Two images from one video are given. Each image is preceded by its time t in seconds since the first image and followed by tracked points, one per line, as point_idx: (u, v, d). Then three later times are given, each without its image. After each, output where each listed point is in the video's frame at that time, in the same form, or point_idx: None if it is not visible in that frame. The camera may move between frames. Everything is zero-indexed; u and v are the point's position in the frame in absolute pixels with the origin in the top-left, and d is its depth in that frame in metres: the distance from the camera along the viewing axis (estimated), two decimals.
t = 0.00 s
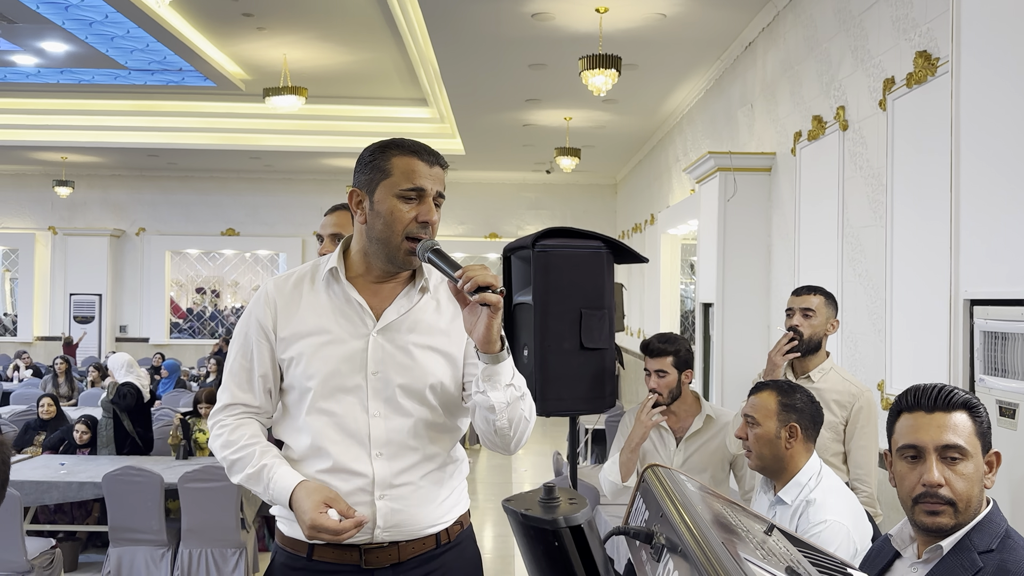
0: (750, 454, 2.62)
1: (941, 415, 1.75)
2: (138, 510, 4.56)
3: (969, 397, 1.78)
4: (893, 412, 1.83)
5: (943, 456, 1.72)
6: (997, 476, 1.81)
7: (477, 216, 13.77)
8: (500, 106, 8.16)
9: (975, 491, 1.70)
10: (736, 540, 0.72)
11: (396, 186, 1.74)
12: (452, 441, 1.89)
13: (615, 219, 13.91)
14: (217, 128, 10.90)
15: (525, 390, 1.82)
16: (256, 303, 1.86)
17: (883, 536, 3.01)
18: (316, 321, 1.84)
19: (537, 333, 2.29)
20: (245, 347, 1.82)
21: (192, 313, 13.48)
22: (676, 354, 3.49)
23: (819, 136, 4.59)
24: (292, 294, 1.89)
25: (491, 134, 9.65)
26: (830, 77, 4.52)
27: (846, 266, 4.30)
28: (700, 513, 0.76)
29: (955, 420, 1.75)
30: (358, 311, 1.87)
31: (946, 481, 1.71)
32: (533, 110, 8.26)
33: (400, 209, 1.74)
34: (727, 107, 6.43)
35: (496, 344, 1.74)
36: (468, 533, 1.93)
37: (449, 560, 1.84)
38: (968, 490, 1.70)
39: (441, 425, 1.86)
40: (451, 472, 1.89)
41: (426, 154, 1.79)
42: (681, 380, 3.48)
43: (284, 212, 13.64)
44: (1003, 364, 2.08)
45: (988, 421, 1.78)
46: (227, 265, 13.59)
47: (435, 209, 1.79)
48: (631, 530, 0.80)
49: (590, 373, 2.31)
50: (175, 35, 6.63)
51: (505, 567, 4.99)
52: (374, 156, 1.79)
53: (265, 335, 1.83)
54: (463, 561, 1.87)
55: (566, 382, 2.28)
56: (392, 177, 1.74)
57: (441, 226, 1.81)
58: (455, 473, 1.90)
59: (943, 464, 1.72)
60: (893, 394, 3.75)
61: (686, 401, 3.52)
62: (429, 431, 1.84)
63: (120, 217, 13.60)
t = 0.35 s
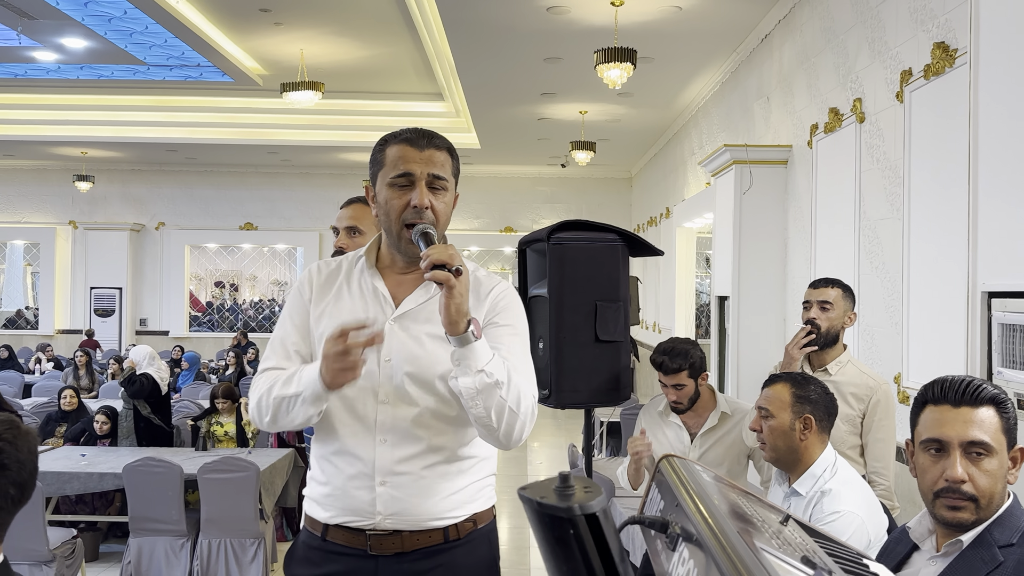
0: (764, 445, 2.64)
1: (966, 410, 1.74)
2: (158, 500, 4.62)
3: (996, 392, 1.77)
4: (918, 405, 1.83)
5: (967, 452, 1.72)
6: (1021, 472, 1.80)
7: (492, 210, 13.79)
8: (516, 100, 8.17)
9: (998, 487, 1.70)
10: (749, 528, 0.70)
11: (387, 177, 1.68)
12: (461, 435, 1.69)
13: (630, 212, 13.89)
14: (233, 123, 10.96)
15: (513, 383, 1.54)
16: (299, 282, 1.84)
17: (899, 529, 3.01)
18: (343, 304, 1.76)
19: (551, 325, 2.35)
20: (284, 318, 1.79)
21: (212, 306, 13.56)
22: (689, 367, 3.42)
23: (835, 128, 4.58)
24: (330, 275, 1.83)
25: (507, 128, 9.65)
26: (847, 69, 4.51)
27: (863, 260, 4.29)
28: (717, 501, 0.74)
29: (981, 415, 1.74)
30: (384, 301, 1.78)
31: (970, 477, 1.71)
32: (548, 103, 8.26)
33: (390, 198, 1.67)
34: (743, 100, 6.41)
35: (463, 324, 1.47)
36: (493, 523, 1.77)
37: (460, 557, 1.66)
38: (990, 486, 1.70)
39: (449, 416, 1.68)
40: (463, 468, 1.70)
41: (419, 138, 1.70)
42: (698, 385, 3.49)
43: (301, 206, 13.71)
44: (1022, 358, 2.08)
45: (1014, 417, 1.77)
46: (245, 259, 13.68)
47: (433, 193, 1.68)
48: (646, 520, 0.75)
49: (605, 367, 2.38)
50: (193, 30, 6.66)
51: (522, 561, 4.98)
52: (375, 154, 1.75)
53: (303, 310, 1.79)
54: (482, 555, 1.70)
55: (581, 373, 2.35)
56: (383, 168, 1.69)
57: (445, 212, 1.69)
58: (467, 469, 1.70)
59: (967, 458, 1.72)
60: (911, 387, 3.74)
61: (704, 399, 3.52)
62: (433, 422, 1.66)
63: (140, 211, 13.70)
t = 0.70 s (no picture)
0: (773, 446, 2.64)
1: (960, 403, 1.75)
2: (171, 495, 4.64)
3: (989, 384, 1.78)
4: (913, 402, 1.84)
5: (962, 444, 1.73)
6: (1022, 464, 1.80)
7: (503, 207, 13.82)
8: (526, 97, 8.18)
9: (996, 479, 1.70)
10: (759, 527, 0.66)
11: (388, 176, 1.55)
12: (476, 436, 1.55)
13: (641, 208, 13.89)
14: (244, 121, 11.01)
15: (489, 379, 1.37)
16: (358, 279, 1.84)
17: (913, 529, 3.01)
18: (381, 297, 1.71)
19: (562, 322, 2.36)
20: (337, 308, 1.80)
21: (224, 301, 13.64)
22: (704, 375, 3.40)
23: (846, 125, 4.59)
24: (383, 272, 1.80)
25: (517, 125, 9.67)
26: (858, 65, 4.51)
27: (875, 257, 4.30)
28: (724, 503, 0.70)
29: (974, 408, 1.75)
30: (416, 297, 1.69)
31: (966, 469, 1.71)
32: (559, 100, 8.27)
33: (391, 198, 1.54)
34: (754, 95, 6.40)
35: (413, 320, 1.35)
36: (512, 531, 1.61)
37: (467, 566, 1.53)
38: (988, 478, 1.70)
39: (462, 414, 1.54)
40: (479, 472, 1.55)
41: (423, 134, 1.54)
42: (713, 388, 3.50)
43: (314, 203, 13.75)
44: None
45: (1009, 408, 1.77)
46: (259, 255, 13.74)
47: (432, 191, 1.50)
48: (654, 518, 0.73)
49: (615, 364, 2.37)
50: (206, 29, 6.69)
51: (536, 556, 5.00)
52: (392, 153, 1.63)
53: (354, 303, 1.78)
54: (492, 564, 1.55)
55: (595, 370, 2.35)
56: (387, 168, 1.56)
57: (450, 211, 1.52)
58: (478, 473, 1.54)
59: (962, 451, 1.72)
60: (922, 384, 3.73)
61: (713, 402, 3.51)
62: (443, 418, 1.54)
63: (153, 208, 13.78)
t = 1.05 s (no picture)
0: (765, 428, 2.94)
1: (929, 389, 1.89)
2: (226, 473, 5.17)
3: (956, 371, 1.91)
4: (890, 392, 1.98)
5: (931, 427, 1.86)
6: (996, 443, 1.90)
7: (523, 212, 14.30)
8: (542, 113, 8.65)
9: (965, 456, 1.82)
10: (758, 501, 0.81)
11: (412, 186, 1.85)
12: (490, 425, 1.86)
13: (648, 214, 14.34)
14: (286, 132, 11.58)
15: (511, 386, 1.54)
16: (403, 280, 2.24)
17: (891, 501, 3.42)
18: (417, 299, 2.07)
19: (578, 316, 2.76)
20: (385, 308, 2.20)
21: (272, 299, 14.27)
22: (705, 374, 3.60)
23: (839, 136, 4.99)
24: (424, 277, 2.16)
25: (538, 138, 10.14)
26: (849, 81, 4.92)
27: (864, 257, 4.70)
28: (727, 479, 0.89)
29: (943, 394, 1.88)
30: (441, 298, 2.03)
31: (935, 448, 1.85)
32: (574, 115, 8.74)
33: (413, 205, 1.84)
34: (753, 109, 6.83)
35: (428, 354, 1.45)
36: (529, 510, 1.93)
37: (486, 537, 1.87)
38: (958, 456, 1.83)
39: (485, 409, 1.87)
40: (496, 457, 1.88)
41: (440, 148, 1.82)
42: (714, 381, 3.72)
43: (352, 209, 14.35)
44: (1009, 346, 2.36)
45: (978, 392, 1.90)
46: (302, 257, 14.35)
47: (440, 200, 1.77)
48: (664, 494, 0.97)
49: (626, 356, 2.77)
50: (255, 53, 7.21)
51: (555, 534, 5.45)
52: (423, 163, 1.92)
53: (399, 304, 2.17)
54: (509, 539, 1.88)
55: (606, 362, 2.73)
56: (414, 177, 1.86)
57: (459, 216, 1.79)
58: (493, 457, 1.87)
59: (930, 433, 1.86)
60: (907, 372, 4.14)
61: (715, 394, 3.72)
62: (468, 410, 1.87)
63: (208, 215, 14.43)
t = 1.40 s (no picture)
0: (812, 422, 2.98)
1: (990, 382, 1.83)
2: (291, 458, 5.47)
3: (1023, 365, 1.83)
4: (955, 380, 1.93)
5: (985, 420, 1.81)
6: None
7: (573, 211, 14.45)
8: (593, 114, 8.81)
9: (1019, 453, 1.77)
10: (811, 489, 0.74)
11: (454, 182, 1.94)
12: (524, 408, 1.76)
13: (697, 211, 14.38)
14: (345, 135, 11.93)
15: (523, 323, 1.39)
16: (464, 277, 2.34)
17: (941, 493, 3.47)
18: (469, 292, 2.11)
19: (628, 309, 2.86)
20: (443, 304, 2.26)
21: (333, 294, 14.76)
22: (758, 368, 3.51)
23: (889, 133, 5.02)
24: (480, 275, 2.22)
25: (590, 138, 10.29)
26: (900, 79, 4.94)
27: (915, 253, 4.73)
28: (777, 466, 0.81)
29: (1004, 388, 1.82)
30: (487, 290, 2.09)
31: (986, 442, 1.80)
32: (623, 116, 8.87)
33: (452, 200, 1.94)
34: (801, 108, 6.89)
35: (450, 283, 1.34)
36: (563, 496, 1.80)
37: (519, 520, 1.77)
38: (1010, 451, 1.78)
39: (514, 388, 1.77)
40: (527, 442, 1.76)
41: (480, 150, 1.89)
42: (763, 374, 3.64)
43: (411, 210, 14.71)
44: None
45: None
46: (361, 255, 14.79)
47: (470, 197, 1.85)
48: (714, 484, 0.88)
49: (672, 350, 2.90)
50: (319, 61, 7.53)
51: (606, 524, 5.58)
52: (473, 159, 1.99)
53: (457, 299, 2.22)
54: (536, 524, 1.77)
55: (653, 355, 2.86)
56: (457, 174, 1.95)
57: (486, 214, 1.87)
58: (526, 441, 1.76)
59: (983, 426, 1.81)
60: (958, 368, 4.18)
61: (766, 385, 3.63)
62: (500, 391, 1.79)
63: (275, 215, 14.97)
